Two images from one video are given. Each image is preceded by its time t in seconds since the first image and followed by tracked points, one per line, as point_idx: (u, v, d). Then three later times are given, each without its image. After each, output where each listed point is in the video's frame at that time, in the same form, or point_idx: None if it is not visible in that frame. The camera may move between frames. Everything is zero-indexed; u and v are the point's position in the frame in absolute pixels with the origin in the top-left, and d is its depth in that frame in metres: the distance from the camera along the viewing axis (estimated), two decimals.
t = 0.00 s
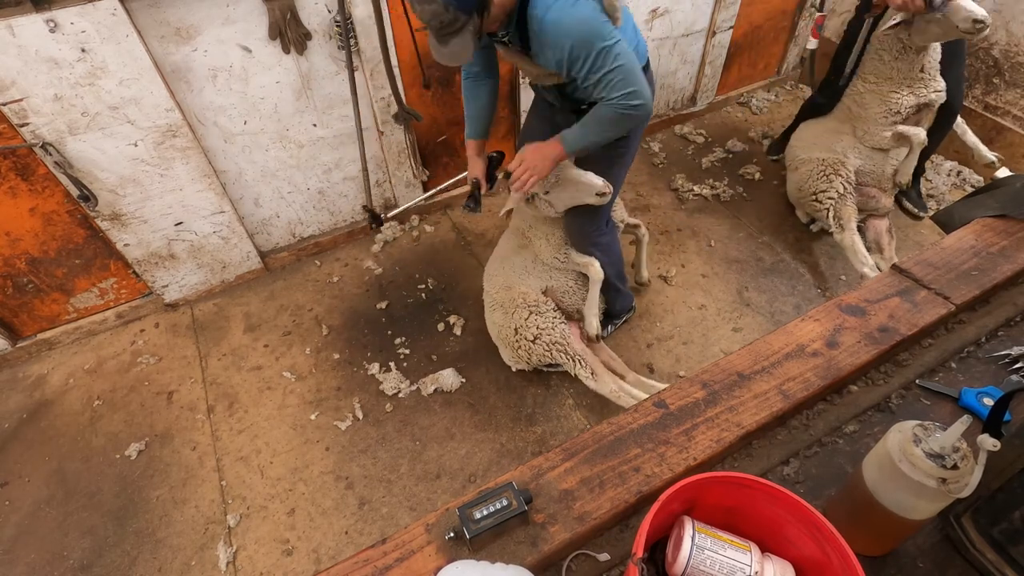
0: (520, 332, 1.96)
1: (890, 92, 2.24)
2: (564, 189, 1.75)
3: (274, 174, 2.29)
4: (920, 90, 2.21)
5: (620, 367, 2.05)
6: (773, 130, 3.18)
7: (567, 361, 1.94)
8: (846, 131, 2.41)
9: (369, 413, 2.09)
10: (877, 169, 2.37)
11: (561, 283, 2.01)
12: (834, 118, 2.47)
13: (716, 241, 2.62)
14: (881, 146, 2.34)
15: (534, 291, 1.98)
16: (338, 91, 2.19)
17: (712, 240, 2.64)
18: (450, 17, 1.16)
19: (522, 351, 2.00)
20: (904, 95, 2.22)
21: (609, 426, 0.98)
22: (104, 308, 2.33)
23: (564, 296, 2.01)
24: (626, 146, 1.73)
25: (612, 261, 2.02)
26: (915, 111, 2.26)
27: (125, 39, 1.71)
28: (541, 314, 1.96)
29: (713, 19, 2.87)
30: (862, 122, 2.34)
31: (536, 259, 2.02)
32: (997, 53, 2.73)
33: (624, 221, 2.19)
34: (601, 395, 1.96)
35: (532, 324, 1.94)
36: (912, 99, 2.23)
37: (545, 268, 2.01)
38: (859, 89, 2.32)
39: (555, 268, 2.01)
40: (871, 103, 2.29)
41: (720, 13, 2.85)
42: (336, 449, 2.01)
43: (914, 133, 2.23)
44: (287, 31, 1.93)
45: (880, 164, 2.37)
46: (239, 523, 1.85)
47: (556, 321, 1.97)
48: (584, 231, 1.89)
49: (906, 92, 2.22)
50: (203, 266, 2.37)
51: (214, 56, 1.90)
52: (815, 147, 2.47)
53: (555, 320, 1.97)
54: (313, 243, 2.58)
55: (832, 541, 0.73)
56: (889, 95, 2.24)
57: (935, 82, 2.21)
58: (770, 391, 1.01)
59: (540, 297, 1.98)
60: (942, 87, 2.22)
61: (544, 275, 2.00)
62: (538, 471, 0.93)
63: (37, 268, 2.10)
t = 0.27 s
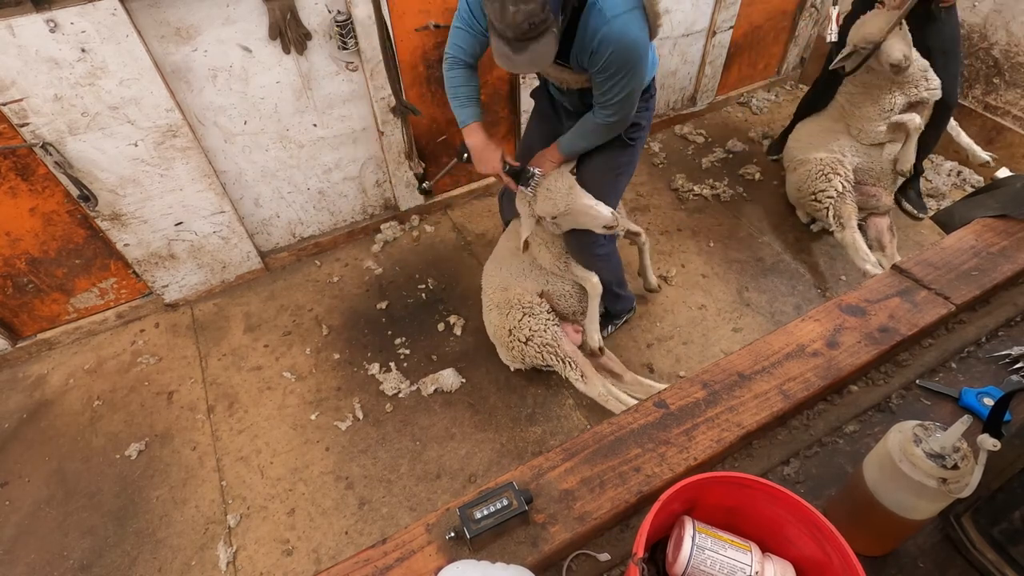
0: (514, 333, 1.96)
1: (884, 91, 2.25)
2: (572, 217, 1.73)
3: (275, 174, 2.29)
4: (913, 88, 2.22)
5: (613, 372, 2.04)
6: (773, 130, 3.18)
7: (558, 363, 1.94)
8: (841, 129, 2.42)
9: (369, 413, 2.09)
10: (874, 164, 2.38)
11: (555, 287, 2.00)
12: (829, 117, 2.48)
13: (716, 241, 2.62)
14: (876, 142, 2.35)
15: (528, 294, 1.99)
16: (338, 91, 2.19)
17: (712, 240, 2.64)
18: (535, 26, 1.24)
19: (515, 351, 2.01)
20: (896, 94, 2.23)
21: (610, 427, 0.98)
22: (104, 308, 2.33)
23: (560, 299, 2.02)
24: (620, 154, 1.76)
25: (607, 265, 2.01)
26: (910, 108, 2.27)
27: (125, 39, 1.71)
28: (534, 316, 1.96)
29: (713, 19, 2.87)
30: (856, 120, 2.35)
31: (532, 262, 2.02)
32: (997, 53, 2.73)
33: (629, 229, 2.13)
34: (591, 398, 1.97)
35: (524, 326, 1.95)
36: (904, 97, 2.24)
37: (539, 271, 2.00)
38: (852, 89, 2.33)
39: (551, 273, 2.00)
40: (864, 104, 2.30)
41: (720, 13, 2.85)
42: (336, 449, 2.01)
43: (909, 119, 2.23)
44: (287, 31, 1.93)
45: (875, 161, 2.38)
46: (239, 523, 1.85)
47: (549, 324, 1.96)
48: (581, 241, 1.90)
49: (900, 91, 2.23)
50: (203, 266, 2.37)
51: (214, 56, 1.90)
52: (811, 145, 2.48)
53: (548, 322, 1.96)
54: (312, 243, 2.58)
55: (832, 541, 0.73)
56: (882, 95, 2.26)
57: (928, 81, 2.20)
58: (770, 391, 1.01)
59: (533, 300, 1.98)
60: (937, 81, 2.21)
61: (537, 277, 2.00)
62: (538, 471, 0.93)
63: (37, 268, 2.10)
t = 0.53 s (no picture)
0: (518, 332, 1.96)
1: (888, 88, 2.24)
2: (588, 218, 1.76)
3: (275, 174, 2.29)
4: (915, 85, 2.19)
5: (617, 372, 2.05)
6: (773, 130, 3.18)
7: (563, 364, 1.94)
8: (844, 126, 2.42)
9: (369, 413, 2.09)
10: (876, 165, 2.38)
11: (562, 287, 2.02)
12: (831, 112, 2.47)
13: (716, 241, 2.62)
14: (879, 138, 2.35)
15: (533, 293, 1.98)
16: (338, 91, 2.19)
17: (712, 240, 2.64)
18: (574, 74, 1.30)
19: (519, 351, 2.00)
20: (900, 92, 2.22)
21: (610, 427, 0.98)
22: (104, 308, 2.33)
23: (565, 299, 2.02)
24: (632, 146, 1.73)
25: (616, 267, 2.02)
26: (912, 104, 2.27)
27: (125, 39, 1.71)
28: (540, 315, 1.95)
29: (713, 19, 2.87)
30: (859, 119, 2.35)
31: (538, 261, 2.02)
32: (997, 53, 2.73)
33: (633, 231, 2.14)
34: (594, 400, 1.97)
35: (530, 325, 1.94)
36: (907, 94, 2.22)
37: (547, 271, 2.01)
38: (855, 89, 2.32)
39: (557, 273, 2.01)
40: (865, 101, 2.31)
41: (720, 13, 2.85)
42: (336, 449, 2.01)
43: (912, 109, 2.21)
44: (287, 31, 1.93)
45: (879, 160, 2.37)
46: (239, 523, 1.85)
47: (554, 324, 1.96)
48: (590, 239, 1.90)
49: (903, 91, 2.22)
50: (203, 266, 2.37)
51: (213, 56, 1.90)
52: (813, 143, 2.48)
53: (554, 322, 1.96)
54: (313, 243, 2.58)
55: (832, 541, 0.73)
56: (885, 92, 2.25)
57: (931, 79, 2.17)
58: (770, 391, 1.01)
59: (539, 299, 1.98)
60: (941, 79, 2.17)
61: (544, 277, 2.01)
62: (538, 471, 0.93)
63: (37, 268, 2.10)
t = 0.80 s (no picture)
0: (519, 333, 1.96)
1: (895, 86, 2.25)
2: (595, 211, 1.73)
3: (275, 174, 2.29)
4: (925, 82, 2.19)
5: (617, 370, 2.06)
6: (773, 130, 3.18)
7: (564, 365, 1.94)
8: (852, 124, 2.42)
9: (369, 413, 2.09)
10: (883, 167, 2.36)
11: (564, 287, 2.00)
12: (839, 110, 2.48)
13: (716, 241, 2.62)
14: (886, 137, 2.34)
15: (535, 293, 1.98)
16: (338, 91, 2.19)
17: (712, 240, 2.64)
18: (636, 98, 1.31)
19: (519, 351, 2.00)
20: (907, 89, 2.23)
21: (609, 427, 0.98)
22: (104, 308, 2.33)
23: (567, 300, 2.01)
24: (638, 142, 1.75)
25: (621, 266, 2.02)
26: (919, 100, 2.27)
27: (125, 39, 1.71)
28: (542, 316, 1.95)
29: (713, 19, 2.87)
30: (867, 116, 2.36)
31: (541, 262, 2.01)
32: (997, 53, 2.73)
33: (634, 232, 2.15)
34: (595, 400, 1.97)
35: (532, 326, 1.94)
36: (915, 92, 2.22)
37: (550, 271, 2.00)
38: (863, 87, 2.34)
39: (560, 273, 2.00)
40: (873, 99, 2.32)
41: (720, 13, 2.85)
42: (336, 449, 2.01)
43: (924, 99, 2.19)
44: (287, 31, 1.93)
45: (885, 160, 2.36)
46: (239, 523, 1.85)
47: (555, 325, 1.96)
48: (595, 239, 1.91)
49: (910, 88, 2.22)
50: (203, 266, 2.37)
51: (214, 56, 1.90)
52: (819, 140, 2.49)
53: (556, 323, 1.96)
54: (313, 243, 2.58)
55: (831, 541, 0.73)
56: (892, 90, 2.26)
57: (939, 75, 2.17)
58: (770, 391, 1.01)
59: (541, 299, 1.97)
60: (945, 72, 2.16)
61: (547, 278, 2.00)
62: (538, 471, 0.93)
63: (37, 268, 2.10)
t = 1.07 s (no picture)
0: (520, 333, 1.95)
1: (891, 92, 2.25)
2: (592, 214, 1.73)
3: (275, 174, 2.29)
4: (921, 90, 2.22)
5: (617, 374, 2.06)
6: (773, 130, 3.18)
7: (563, 367, 1.95)
8: (851, 127, 2.40)
9: (369, 413, 2.09)
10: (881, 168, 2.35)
11: (564, 289, 2.00)
12: (835, 112, 2.46)
13: (716, 241, 2.62)
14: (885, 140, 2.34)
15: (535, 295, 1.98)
16: (338, 91, 2.19)
17: (712, 240, 2.64)
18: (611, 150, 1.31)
19: (520, 351, 2.00)
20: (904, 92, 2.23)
21: (610, 427, 0.98)
22: (104, 308, 2.33)
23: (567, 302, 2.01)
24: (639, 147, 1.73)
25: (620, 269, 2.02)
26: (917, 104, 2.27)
27: (125, 39, 1.71)
28: (542, 317, 1.95)
29: (713, 19, 2.87)
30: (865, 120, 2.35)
31: (542, 263, 2.01)
32: (997, 53, 2.73)
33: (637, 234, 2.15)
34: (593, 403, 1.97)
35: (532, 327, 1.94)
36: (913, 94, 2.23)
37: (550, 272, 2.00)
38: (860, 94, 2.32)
39: (561, 274, 1.99)
40: (871, 105, 2.31)
41: (720, 13, 2.86)
42: (336, 449, 2.01)
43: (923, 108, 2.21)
44: (287, 31, 1.93)
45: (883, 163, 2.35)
46: (239, 523, 1.85)
47: (556, 326, 1.96)
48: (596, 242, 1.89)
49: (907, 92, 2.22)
50: (203, 266, 2.37)
51: (214, 56, 1.90)
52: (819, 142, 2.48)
53: (556, 324, 1.96)
54: (313, 243, 2.58)
55: (832, 541, 0.73)
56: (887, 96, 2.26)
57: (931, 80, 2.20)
58: (770, 391, 1.01)
59: (541, 301, 1.97)
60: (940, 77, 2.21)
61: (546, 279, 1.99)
62: (538, 471, 0.93)
63: (37, 268, 2.10)
